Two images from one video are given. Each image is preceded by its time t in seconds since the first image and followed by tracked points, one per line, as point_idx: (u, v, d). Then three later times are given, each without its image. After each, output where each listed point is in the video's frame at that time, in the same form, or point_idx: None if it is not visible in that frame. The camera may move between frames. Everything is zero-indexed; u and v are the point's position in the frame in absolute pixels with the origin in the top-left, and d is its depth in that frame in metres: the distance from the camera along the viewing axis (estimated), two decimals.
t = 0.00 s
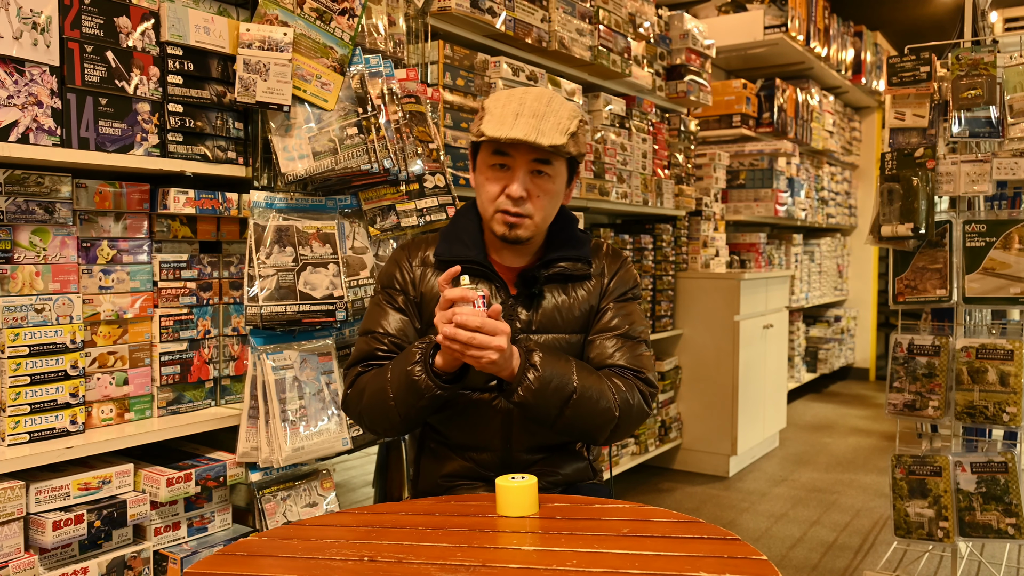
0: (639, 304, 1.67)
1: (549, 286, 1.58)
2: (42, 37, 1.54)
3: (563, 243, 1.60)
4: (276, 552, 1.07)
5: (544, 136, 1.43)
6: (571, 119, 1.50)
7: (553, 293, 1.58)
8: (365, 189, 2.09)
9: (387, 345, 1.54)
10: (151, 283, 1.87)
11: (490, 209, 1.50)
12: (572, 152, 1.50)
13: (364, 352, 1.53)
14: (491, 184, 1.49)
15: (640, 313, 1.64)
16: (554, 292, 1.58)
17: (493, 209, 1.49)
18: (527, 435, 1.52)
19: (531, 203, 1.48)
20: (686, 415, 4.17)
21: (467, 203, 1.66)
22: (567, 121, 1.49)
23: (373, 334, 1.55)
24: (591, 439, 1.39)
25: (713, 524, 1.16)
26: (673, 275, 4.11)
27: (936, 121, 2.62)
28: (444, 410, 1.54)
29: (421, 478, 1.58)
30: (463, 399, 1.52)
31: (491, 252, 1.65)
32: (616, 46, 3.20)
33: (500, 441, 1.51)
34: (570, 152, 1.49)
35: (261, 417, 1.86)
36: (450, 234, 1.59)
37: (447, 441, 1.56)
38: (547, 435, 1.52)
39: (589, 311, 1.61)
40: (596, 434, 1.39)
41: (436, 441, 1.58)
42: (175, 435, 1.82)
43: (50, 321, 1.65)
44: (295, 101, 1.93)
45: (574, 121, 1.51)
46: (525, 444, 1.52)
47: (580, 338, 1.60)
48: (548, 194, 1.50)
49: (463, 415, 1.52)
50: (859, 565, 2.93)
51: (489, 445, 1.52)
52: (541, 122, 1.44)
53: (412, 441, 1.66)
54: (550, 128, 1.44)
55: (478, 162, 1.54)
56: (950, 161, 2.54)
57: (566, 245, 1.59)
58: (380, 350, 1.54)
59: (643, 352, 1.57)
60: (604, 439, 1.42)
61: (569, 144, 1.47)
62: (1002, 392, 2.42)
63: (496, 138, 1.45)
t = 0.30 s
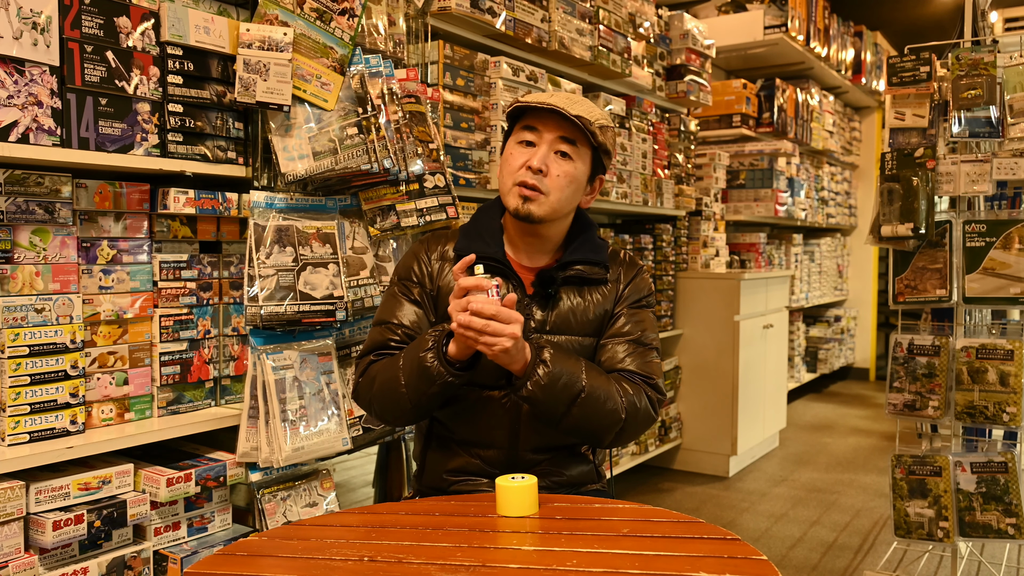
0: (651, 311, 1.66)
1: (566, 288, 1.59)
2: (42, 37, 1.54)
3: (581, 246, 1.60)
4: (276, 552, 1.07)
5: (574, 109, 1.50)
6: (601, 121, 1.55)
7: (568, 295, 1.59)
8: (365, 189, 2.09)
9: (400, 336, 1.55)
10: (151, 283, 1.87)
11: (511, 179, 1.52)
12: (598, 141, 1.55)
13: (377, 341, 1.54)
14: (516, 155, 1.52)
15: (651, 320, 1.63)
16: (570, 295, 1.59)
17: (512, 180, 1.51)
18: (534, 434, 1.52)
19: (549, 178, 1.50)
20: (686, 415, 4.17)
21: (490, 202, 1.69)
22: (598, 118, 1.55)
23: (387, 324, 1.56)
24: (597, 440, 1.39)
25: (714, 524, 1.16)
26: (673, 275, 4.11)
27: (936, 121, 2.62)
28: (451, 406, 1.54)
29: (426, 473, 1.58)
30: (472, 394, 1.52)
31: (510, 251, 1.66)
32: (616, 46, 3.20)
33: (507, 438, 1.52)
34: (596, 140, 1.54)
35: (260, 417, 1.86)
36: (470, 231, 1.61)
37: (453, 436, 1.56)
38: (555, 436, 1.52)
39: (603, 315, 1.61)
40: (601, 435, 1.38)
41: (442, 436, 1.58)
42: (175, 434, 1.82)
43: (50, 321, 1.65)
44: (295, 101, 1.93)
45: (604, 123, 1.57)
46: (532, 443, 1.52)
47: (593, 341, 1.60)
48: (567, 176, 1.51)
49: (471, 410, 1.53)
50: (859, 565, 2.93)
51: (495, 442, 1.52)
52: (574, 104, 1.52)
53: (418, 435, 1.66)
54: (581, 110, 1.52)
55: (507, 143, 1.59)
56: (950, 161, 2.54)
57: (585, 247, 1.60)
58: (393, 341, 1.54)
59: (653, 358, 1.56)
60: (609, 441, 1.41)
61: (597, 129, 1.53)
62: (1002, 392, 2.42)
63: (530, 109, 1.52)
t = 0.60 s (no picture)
0: (654, 312, 1.66)
1: (569, 287, 1.60)
2: (42, 37, 1.54)
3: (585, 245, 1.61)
4: (276, 551, 1.07)
5: (571, 117, 1.48)
6: (601, 119, 1.54)
7: (571, 294, 1.59)
8: (365, 189, 2.09)
9: (403, 332, 1.55)
10: (151, 283, 1.87)
11: (513, 188, 1.52)
12: (599, 145, 1.53)
13: (379, 337, 1.54)
14: (516, 163, 1.52)
15: (654, 320, 1.63)
16: (572, 293, 1.59)
17: (514, 191, 1.52)
18: (534, 431, 1.52)
19: (551, 186, 1.50)
20: (687, 415, 4.17)
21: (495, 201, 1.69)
22: (597, 119, 1.53)
23: (390, 321, 1.56)
24: (593, 438, 1.39)
25: (714, 524, 1.16)
26: (673, 275, 4.11)
27: (936, 121, 2.62)
28: (453, 402, 1.55)
29: (427, 469, 1.59)
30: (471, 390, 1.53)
31: (514, 250, 1.68)
32: (616, 46, 3.20)
33: (507, 435, 1.52)
34: (596, 144, 1.53)
35: (260, 417, 1.86)
36: (475, 228, 1.62)
37: (454, 432, 1.56)
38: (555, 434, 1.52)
39: (605, 315, 1.61)
40: (598, 433, 1.38)
41: (444, 432, 1.58)
42: (175, 435, 1.81)
43: (50, 321, 1.65)
44: (295, 101, 1.93)
45: (604, 122, 1.55)
46: (531, 441, 1.52)
47: (594, 340, 1.60)
48: (569, 183, 1.52)
49: (472, 407, 1.53)
50: (859, 565, 2.93)
51: (496, 439, 1.52)
52: (572, 109, 1.50)
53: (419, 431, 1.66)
54: (579, 115, 1.50)
55: (509, 147, 1.59)
56: (950, 161, 2.54)
57: (589, 247, 1.60)
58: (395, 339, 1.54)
59: (654, 358, 1.56)
60: (604, 440, 1.41)
61: (595, 134, 1.51)
62: (1002, 392, 2.42)
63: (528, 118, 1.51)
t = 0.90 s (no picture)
0: (651, 309, 1.66)
1: (564, 285, 1.59)
2: (42, 37, 1.54)
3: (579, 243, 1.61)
4: (276, 552, 1.07)
5: (545, 126, 1.46)
6: (582, 115, 1.52)
7: (566, 292, 1.59)
8: (365, 189, 2.09)
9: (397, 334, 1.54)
10: (151, 283, 1.87)
11: (499, 201, 1.53)
12: (580, 147, 1.51)
13: (372, 338, 1.54)
14: (500, 176, 1.53)
15: (651, 317, 1.63)
16: (567, 292, 1.59)
17: (500, 203, 1.52)
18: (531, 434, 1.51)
19: (534, 196, 1.50)
20: (687, 416, 4.17)
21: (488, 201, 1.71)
22: (578, 116, 1.51)
23: (385, 322, 1.56)
24: (598, 447, 1.40)
25: (714, 524, 1.16)
26: (673, 275, 4.11)
27: (936, 121, 2.62)
28: (450, 404, 1.55)
29: (425, 471, 1.59)
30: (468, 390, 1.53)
31: (509, 250, 1.69)
32: (616, 46, 3.20)
33: (504, 437, 1.52)
34: (577, 147, 1.50)
35: (261, 417, 1.86)
36: (469, 229, 1.63)
37: (452, 434, 1.56)
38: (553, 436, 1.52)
39: (602, 313, 1.60)
40: (602, 443, 1.39)
41: (442, 433, 1.58)
42: (175, 435, 1.82)
43: (50, 321, 1.65)
44: (295, 101, 1.93)
45: (586, 118, 1.53)
46: (530, 443, 1.52)
47: (591, 339, 1.60)
48: (554, 189, 1.51)
49: (468, 408, 1.53)
50: (859, 565, 2.93)
51: (493, 441, 1.52)
52: (547, 114, 1.48)
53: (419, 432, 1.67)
54: (555, 121, 1.47)
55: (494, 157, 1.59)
56: (950, 161, 2.54)
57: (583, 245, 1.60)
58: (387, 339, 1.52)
59: (652, 358, 1.56)
60: (611, 447, 1.42)
61: (575, 137, 1.49)
62: (1002, 392, 2.42)
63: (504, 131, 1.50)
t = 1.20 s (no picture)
0: (651, 299, 1.65)
1: (561, 279, 1.60)
2: (42, 37, 1.54)
3: (574, 235, 1.61)
4: (276, 552, 1.07)
5: (533, 112, 1.46)
6: (570, 101, 1.52)
7: (563, 287, 1.59)
8: (365, 189, 2.09)
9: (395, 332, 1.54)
10: (151, 283, 1.87)
11: (494, 191, 1.53)
12: (570, 131, 1.50)
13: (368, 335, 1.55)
14: (492, 168, 1.53)
15: (652, 307, 1.62)
16: (565, 286, 1.59)
17: (496, 194, 1.52)
18: (530, 432, 1.52)
19: (528, 183, 1.49)
20: (686, 416, 4.17)
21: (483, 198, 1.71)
22: (565, 102, 1.51)
23: (382, 319, 1.56)
24: (601, 422, 1.37)
25: (714, 524, 1.16)
26: (673, 274, 4.11)
27: (936, 121, 2.62)
28: (447, 403, 1.55)
29: (423, 473, 1.58)
30: (465, 388, 1.54)
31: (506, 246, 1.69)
32: (616, 46, 3.20)
33: (503, 436, 1.52)
34: (567, 131, 1.50)
35: (261, 417, 1.86)
36: (464, 225, 1.64)
37: (449, 434, 1.56)
38: (552, 434, 1.53)
39: (600, 306, 1.60)
40: (605, 418, 1.37)
41: (439, 433, 1.58)
42: (175, 435, 1.82)
43: (50, 321, 1.65)
44: (295, 101, 1.93)
45: (574, 103, 1.53)
46: (528, 441, 1.52)
47: (591, 332, 1.60)
48: (547, 174, 1.51)
49: (466, 407, 1.54)
50: (859, 565, 2.93)
51: (492, 441, 1.52)
52: (534, 102, 1.48)
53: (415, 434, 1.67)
54: (543, 107, 1.48)
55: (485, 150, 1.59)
56: (950, 161, 2.54)
57: (579, 237, 1.61)
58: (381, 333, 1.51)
59: (652, 340, 1.55)
60: (612, 425, 1.39)
61: (564, 121, 1.48)
62: (1002, 392, 2.42)
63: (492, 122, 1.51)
